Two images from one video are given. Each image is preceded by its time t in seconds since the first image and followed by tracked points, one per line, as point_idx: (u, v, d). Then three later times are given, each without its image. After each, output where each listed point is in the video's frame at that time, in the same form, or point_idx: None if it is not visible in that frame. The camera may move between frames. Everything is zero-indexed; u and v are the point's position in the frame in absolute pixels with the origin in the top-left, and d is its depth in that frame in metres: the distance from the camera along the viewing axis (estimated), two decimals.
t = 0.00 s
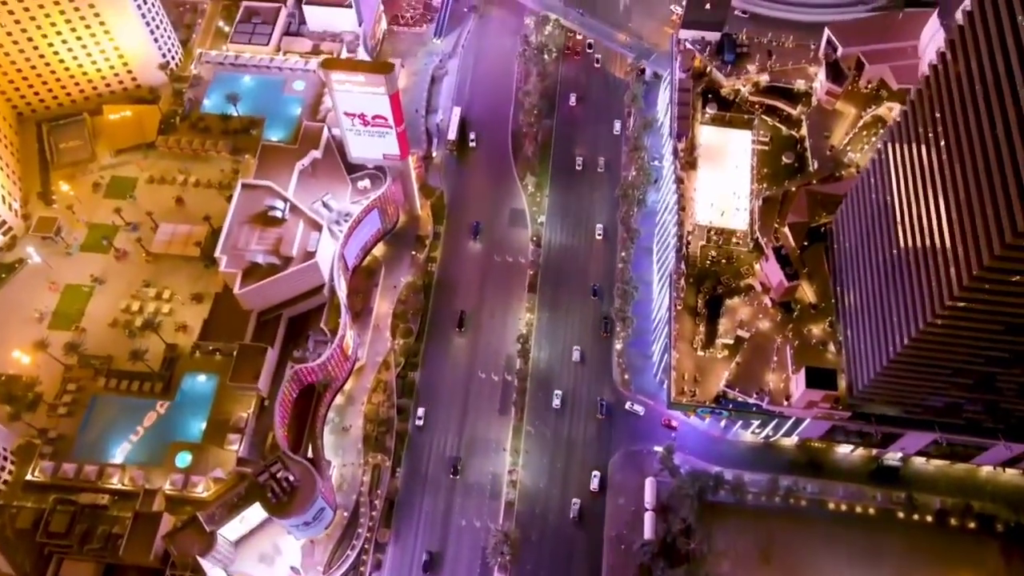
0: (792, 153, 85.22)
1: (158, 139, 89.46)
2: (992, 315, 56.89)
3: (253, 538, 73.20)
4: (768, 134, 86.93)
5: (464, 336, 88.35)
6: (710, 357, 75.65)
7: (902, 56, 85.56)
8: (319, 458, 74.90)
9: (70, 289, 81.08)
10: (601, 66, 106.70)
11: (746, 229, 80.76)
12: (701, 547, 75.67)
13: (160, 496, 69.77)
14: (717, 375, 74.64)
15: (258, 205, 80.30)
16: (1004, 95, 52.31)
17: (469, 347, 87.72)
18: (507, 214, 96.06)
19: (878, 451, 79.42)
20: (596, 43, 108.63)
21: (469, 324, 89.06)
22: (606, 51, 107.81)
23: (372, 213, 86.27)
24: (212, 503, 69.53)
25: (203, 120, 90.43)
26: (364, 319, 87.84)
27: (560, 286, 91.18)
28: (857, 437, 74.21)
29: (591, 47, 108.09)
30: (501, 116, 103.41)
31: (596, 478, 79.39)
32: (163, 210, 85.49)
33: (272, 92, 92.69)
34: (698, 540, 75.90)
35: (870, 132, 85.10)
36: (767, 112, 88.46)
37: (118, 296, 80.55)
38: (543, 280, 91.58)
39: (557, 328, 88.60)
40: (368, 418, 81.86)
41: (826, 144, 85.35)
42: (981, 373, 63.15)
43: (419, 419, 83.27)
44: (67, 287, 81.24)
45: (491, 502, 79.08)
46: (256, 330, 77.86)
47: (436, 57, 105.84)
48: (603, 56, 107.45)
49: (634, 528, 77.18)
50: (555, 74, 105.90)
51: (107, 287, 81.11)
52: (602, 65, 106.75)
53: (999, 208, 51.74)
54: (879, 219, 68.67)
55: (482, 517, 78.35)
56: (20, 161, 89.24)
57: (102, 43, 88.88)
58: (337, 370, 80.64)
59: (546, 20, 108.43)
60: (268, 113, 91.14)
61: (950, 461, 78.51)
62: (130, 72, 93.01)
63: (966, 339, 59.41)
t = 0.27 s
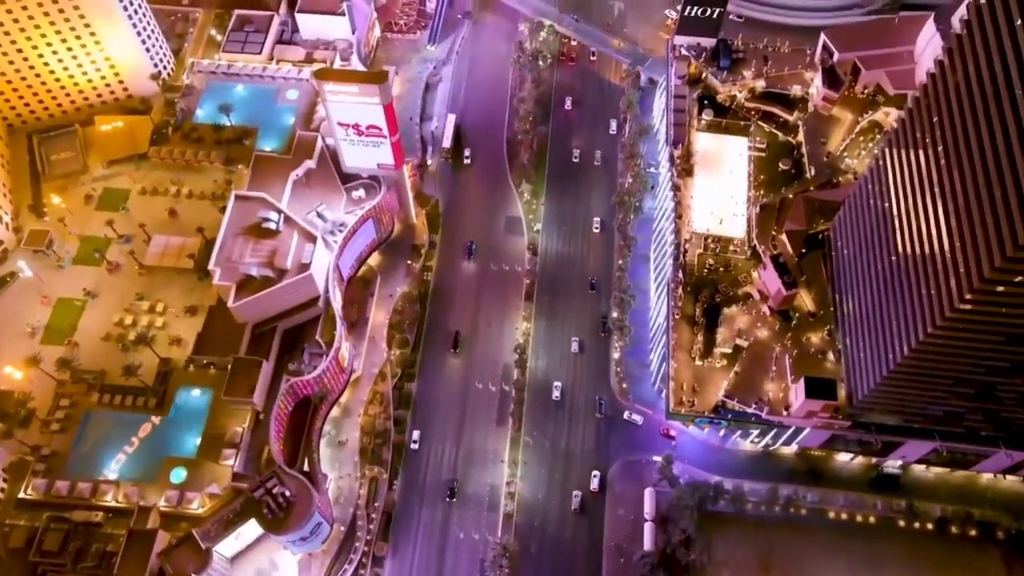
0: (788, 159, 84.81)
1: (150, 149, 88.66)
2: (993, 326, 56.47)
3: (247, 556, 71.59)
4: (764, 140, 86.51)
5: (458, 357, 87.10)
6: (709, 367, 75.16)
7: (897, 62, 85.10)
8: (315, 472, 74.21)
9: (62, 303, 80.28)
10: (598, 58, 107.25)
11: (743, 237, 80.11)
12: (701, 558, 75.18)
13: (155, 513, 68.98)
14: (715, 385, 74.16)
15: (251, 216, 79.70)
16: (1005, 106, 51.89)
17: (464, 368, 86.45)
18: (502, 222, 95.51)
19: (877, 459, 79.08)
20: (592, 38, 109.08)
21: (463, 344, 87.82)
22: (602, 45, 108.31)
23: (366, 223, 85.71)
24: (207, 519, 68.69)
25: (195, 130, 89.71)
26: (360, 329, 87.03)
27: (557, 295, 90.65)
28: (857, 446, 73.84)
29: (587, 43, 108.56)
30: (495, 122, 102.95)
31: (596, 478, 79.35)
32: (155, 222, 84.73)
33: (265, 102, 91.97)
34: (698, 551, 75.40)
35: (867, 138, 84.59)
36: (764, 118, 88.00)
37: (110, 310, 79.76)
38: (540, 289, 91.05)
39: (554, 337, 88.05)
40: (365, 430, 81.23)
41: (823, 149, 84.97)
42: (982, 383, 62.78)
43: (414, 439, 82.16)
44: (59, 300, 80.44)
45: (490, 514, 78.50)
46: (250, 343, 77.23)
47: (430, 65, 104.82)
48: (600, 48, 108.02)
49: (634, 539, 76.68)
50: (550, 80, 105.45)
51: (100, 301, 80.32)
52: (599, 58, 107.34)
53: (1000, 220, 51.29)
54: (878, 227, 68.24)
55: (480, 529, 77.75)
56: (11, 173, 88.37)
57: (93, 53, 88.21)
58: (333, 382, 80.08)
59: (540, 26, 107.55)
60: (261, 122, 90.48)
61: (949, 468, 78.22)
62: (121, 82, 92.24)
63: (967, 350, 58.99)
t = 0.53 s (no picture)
0: (785, 165, 84.48)
1: (143, 159, 87.95)
2: (994, 336, 56.06)
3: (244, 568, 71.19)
4: (761, 146, 86.10)
5: (454, 376, 85.92)
6: (707, 375, 74.71)
7: (894, 66, 84.81)
8: (312, 484, 73.88)
9: (55, 316, 79.53)
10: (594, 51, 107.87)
11: (740, 244, 80.07)
12: (702, 568, 74.63)
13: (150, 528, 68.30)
14: (715, 394, 73.67)
15: (246, 227, 79.14)
16: (1005, 116, 51.45)
17: (460, 386, 85.36)
18: (498, 229, 94.97)
19: (877, 466, 78.74)
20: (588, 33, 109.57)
21: (458, 363, 86.62)
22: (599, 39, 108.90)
23: (362, 233, 85.04)
24: (203, 534, 68.24)
25: (188, 140, 89.05)
26: (357, 339, 86.19)
27: (554, 303, 90.13)
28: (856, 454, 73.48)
29: (583, 37, 109.18)
30: (491, 128, 102.56)
31: (595, 478, 79.36)
32: (149, 232, 84.03)
33: (259, 110, 91.39)
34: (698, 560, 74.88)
35: (864, 143, 84.52)
36: (760, 124, 87.67)
37: (104, 323, 79.02)
38: (537, 296, 90.52)
39: (551, 345, 87.51)
40: (362, 441, 80.10)
41: (820, 155, 84.67)
42: (982, 392, 62.45)
43: (411, 461, 81.17)
44: (52, 313, 79.69)
45: (488, 525, 77.89)
46: (245, 355, 76.63)
47: (425, 70, 103.94)
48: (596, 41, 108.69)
49: (633, 549, 76.19)
50: (545, 85, 105.03)
51: (93, 313, 79.60)
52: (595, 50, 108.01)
53: (1001, 231, 50.83)
54: (876, 235, 67.81)
55: (479, 541, 77.13)
56: (3, 185, 87.60)
57: (84, 63, 87.55)
58: (329, 394, 79.35)
59: (535, 31, 106.95)
60: (255, 131, 89.85)
61: (950, 474, 77.89)
62: (114, 92, 91.56)
63: (968, 359, 58.57)
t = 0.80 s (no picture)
0: (782, 172, 84.12)
1: (136, 170, 87.32)
2: (997, 347, 55.61)
3: None
4: (757, 152, 85.65)
5: (449, 399, 84.62)
6: (706, 385, 74.24)
7: (891, 71, 84.23)
8: (308, 499, 73.23)
9: (48, 330, 78.74)
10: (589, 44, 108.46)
11: (738, 252, 79.24)
12: None
13: (145, 545, 67.57)
14: (713, 404, 73.20)
15: (240, 239, 78.43)
16: (1005, 127, 51.00)
17: (457, 395, 84.80)
18: (495, 237, 94.40)
19: (876, 474, 78.37)
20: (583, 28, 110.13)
21: (453, 386, 85.33)
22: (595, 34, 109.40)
23: (357, 243, 84.43)
24: (198, 551, 67.51)
25: (181, 151, 88.40)
26: (352, 349, 85.93)
27: (551, 312, 89.56)
28: (857, 463, 73.10)
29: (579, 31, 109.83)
30: (486, 135, 102.00)
31: (595, 478, 79.37)
32: (142, 245, 83.30)
33: (252, 120, 90.67)
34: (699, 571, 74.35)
35: (861, 148, 84.32)
36: (757, 130, 87.26)
37: (97, 336, 78.24)
38: (533, 305, 89.98)
39: (549, 354, 86.95)
40: (358, 454, 79.80)
41: (817, 162, 84.27)
42: (982, 402, 62.09)
43: (405, 488, 79.83)
44: (44, 327, 78.90)
45: (487, 537, 77.30)
46: (240, 369, 76.00)
47: (419, 78, 103.92)
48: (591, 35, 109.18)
49: (633, 560, 75.72)
50: (540, 91, 104.51)
51: (86, 327, 78.80)
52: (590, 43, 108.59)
53: (1003, 244, 50.37)
54: (875, 244, 67.33)
55: (478, 553, 76.51)
56: None
57: (75, 74, 86.79)
58: (325, 407, 78.70)
59: (530, 37, 106.79)
60: (248, 141, 89.12)
61: (949, 482, 77.63)
62: (105, 102, 90.74)
63: (971, 369, 58.10)
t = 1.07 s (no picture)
0: (780, 179, 83.48)
1: (128, 181, 86.46)
2: (997, 358, 55.21)
3: None
4: (754, 159, 85.23)
5: (445, 422, 83.29)
6: (705, 395, 73.74)
7: (887, 77, 84.99)
8: (305, 513, 72.57)
9: (40, 344, 77.94)
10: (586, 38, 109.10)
11: (736, 260, 78.68)
12: None
13: (140, 563, 66.80)
14: (713, 415, 72.68)
15: (234, 251, 77.73)
16: (1005, 138, 50.55)
17: (454, 406, 84.19)
18: (491, 245, 93.83)
19: (876, 483, 77.96)
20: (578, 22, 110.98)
21: (450, 409, 83.95)
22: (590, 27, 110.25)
23: (352, 254, 83.79)
24: (194, 568, 66.79)
25: (174, 161, 87.70)
26: (349, 360, 85.36)
27: (549, 321, 88.99)
28: (857, 472, 72.72)
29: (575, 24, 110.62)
30: (481, 142, 101.43)
31: (595, 476, 79.47)
32: (135, 256, 82.56)
33: (245, 129, 89.94)
34: None
35: (858, 155, 83.68)
36: (754, 137, 86.78)
37: (90, 350, 77.46)
38: (530, 314, 89.44)
39: (546, 364, 86.40)
40: (355, 466, 79.24)
41: (814, 168, 83.82)
42: (983, 411, 61.71)
43: (401, 514, 78.28)
44: (37, 341, 78.11)
45: (485, 550, 76.72)
46: (235, 383, 75.32)
47: (413, 85, 103.89)
48: (587, 29, 110.04)
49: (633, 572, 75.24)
50: (535, 97, 104.04)
51: (79, 341, 78.01)
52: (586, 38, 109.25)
53: (1003, 257, 49.93)
54: (874, 253, 66.90)
55: (477, 565, 75.92)
56: None
57: (66, 85, 86.00)
58: (321, 419, 77.98)
59: (525, 44, 105.76)
60: (241, 151, 88.35)
61: (950, 490, 77.30)
62: (97, 112, 89.95)
63: (971, 380, 57.70)
